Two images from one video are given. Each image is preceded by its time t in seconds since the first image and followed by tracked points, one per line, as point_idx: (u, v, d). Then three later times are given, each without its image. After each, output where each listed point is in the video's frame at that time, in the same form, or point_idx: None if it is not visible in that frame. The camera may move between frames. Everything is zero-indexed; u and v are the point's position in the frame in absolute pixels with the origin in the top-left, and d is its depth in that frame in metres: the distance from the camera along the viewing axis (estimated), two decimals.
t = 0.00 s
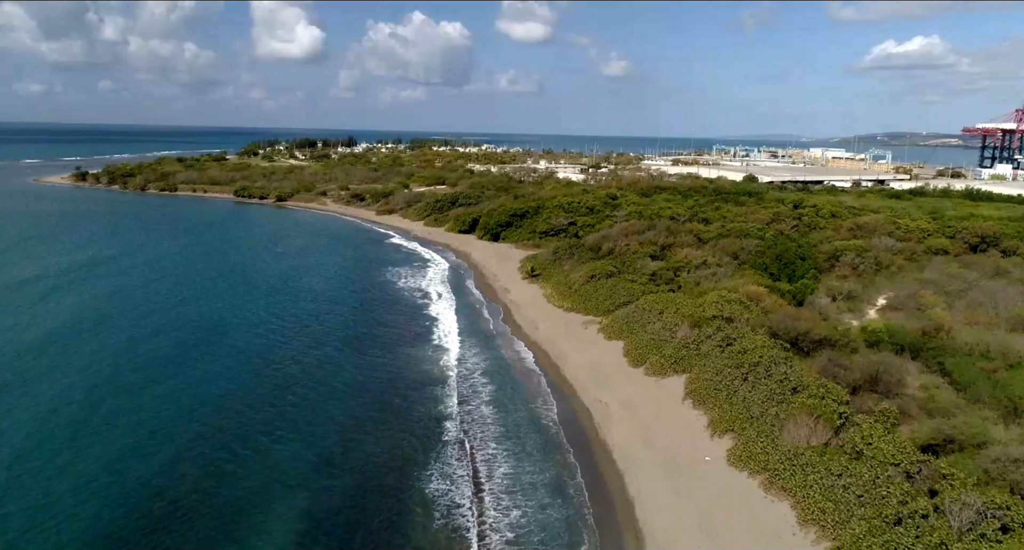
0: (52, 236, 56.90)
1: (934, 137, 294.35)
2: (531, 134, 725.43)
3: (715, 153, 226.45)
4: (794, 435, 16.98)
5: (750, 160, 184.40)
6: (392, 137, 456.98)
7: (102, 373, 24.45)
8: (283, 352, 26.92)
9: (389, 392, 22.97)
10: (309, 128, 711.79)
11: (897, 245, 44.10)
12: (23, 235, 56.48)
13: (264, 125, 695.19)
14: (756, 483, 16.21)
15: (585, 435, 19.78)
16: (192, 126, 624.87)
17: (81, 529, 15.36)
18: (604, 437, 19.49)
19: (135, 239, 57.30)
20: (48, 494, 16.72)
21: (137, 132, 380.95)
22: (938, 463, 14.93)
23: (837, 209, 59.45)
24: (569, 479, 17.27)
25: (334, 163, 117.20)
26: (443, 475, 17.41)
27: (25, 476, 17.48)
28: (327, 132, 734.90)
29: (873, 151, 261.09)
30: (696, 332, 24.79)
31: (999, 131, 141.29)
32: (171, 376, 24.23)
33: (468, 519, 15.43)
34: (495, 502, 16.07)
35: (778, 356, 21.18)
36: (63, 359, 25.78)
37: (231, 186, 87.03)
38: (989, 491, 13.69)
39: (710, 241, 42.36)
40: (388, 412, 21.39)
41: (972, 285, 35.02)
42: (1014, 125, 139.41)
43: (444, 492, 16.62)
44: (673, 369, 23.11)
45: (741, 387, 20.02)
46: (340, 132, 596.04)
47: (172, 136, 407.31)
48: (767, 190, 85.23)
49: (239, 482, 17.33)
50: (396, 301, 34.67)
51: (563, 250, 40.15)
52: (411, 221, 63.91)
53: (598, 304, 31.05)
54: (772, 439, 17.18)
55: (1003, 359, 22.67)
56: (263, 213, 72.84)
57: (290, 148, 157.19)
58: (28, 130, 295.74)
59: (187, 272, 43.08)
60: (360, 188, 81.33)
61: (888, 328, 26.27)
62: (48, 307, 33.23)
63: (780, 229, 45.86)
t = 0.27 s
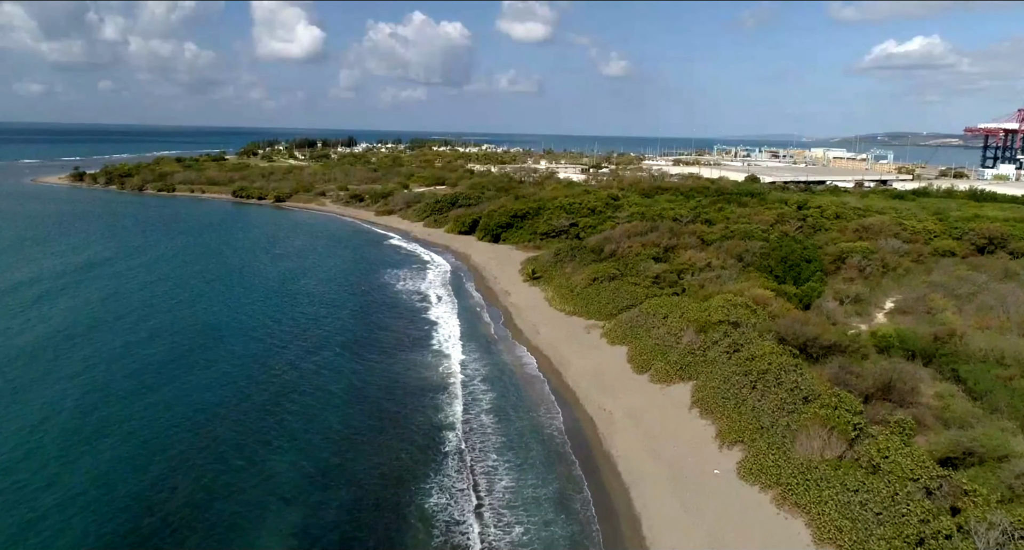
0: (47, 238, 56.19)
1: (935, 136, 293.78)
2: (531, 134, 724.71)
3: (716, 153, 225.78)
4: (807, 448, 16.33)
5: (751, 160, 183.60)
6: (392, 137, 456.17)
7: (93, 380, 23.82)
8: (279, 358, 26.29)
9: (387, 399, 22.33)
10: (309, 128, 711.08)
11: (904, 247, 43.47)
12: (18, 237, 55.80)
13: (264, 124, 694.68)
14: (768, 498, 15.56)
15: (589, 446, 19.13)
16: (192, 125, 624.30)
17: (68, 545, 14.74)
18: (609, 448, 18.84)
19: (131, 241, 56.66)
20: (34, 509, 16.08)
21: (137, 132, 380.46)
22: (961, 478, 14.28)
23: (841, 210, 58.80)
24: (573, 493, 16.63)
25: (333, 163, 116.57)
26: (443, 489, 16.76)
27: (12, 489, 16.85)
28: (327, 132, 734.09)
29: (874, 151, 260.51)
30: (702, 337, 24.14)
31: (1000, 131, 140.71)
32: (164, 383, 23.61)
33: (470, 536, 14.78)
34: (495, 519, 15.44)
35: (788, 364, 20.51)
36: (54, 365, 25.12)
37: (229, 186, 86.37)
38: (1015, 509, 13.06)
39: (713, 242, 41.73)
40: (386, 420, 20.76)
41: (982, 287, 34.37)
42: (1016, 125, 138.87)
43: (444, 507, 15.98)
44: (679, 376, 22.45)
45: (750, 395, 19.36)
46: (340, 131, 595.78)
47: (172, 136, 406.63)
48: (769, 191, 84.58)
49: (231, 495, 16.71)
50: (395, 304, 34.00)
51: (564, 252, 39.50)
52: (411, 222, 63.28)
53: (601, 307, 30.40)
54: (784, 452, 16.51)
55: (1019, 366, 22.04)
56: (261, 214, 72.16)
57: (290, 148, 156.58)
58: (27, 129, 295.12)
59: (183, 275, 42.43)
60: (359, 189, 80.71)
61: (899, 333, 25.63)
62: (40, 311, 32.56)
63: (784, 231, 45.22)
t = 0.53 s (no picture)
0: (41, 239, 55.38)
1: (936, 136, 292.84)
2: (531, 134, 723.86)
3: (717, 152, 224.89)
4: (824, 465, 15.47)
5: (753, 161, 182.71)
6: (393, 137, 455.18)
7: (78, 389, 22.97)
8: (272, 366, 25.44)
9: (382, 410, 21.49)
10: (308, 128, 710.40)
11: (912, 249, 42.61)
12: (12, 239, 55.00)
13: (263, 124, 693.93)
14: (784, 520, 14.72)
15: (594, 460, 18.30)
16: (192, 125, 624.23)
17: None
18: (616, 463, 18.00)
19: (126, 242, 55.79)
20: (14, 528, 15.29)
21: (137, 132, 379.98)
22: (991, 499, 13.41)
23: (846, 211, 57.98)
24: (578, 512, 15.79)
25: (332, 163, 115.75)
26: (441, 507, 15.94)
27: None
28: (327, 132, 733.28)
29: (875, 151, 259.62)
30: (710, 345, 23.30)
31: (1004, 132, 139.67)
32: (152, 392, 22.76)
33: None
34: (496, 541, 14.61)
35: (801, 374, 19.67)
36: (41, 373, 24.30)
37: (226, 187, 85.49)
38: None
39: (718, 245, 40.91)
40: (381, 433, 19.91)
41: (995, 290, 33.53)
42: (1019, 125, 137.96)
43: (442, 527, 15.16)
44: (686, 385, 21.61)
45: (762, 407, 18.51)
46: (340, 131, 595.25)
47: (172, 136, 405.45)
48: (772, 192, 83.75)
49: (218, 514, 15.90)
50: (393, 308, 33.15)
51: (566, 255, 38.65)
52: (410, 223, 62.46)
53: (604, 312, 29.57)
54: (800, 470, 15.68)
55: None
56: (259, 215, 71.27)
57: (289, 148, 155.91)
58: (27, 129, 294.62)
59: (177, 277, 41.58)
60: (358, 189, 79.92)
61: (914, 340, 24.79)
62: (30, 316, 31.76)
63: (790, 233, 44.38)
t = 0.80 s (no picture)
0: (35, 241, 54.58)
1: (937, 136, 291.92)
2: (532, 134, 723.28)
3: (718, 152, 224.19)
4: (842, 482, 14.72)
5: (754, 161, 181.83)
6: (393, 137, 454.53)
7: (66, 398, 22.25)
8: (266, 373, 24.69)
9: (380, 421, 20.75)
10: (308, 128, 709.34)
11: (919, 251, 41.87)
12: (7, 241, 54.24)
13: (263, 124, 692.94)
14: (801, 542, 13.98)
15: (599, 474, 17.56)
16: (192, 125, 623.33)
17: None
18: (622, 477, 17.26)
19: (122, 244, 55.05)
20: None
21: (136, 132, 379.32)
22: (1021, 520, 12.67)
23: (850, 211, 57.21)
24: (583, 531, 15.06)
25: (331, 163, 114.94)
26: (440, 526, 15.21)
27: None
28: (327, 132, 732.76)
29: (876, 151, 258.81)
30: (718, 352, 22.56)
31: (1006, 132, 138.84)
32: (142, 401, 22.03)
33: None
34: None
35: (813, 383, 18.93)
36: (28, 381, 23.55)
37: (224, 187, 84.74)
38: None
39: (722, 247, 40.17)
40: (378, 445, 19.17)
41: (1007, 292, 32.77)
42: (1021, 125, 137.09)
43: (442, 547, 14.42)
44: (693, 394, 20.88)
45: (774, 419, 17.77)
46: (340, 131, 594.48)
47: (172, 136, 404.71)
48: (774, 192, 82.99)
49: (208, 533, 15.20)
50: (391, 312, 32.42)
51: (568, 257, 37.91)
52: (409, 223, 61.72)
53: (608, 317, 28.84)
54: (816, 487, 14.96)
55: None
56: (256, 216, 70.50)
57: (288, 148, 155.16)
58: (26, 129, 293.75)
59: (172, 280, 40.85)
60: (357, 190, 79.18)
61: (927, 346, 24.05)
62: (20, 320, 30.99)
63: (795, 234, 43.66)
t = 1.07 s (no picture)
0: (31, 242, 53.93)
1: (938, 136, 291.22)
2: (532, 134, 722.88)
3: (719, 152, 223.48)
4: (859, 499, 14.06)
5: (755, 161, 181.05)
6: (393, 137, 454.11)
7: (54, 406, 21.60)
8: (260, 380, 24.02)
9: (376, 430, 20.04)
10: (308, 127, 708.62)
11: (926, 253, 41.19)
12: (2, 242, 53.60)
13: (263, 124, 692.20)
14: None
15: (603, 488, 16.90)
16: (192, 125, 622.63)
17: None
18: (627, 492, 16.60)
19: (118, 245, 54.43)
20: None
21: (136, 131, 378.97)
22: None
23: (855, 212, 56.54)
24: None
25: (330, 163, 114.29)
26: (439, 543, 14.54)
27: None
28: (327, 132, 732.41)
29: (877, 151, 258.10)
30: (725, 359, 21.90)
31: (1008, 132, 138.12)
32: (132, 410, 21.35)
33: None
34: None
35: (825, 391, 18.26)
36: (17, 388, 22.89)
37: (222, 188, 84.09)
38: None
39: (727, 249, 39.52)
40: (375, 457, 18.47)
41: (1018, 295, 32.08)
42: None
43: None
44: (700, 403, 20.22)
45: (785, 430, 17.11)
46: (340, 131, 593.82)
47: (172, 136, 404.19)
48: (777, 192, 82.34)
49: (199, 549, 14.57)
50: (390, 316, 31.76)
51: (569, 259, 37.25)
52: (409, 224, 61.09)
53: (611, 321, 28.17)
54: (832, 504, 14.31)
55: None
56: (255, 217, 69.87)
57: (288, 148, 154.55)
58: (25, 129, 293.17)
59: (168, 282, 40.25)
60: (356, 190, 78.53)
61: (940, 351, 23.38)
62: (11, 324, 30.33)
63: (800, 235, 43.01)
